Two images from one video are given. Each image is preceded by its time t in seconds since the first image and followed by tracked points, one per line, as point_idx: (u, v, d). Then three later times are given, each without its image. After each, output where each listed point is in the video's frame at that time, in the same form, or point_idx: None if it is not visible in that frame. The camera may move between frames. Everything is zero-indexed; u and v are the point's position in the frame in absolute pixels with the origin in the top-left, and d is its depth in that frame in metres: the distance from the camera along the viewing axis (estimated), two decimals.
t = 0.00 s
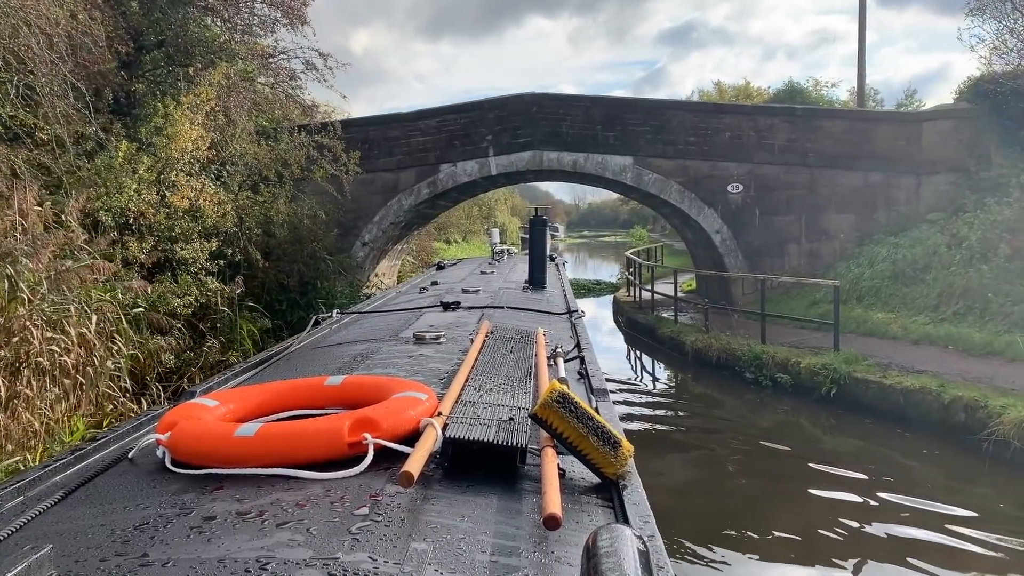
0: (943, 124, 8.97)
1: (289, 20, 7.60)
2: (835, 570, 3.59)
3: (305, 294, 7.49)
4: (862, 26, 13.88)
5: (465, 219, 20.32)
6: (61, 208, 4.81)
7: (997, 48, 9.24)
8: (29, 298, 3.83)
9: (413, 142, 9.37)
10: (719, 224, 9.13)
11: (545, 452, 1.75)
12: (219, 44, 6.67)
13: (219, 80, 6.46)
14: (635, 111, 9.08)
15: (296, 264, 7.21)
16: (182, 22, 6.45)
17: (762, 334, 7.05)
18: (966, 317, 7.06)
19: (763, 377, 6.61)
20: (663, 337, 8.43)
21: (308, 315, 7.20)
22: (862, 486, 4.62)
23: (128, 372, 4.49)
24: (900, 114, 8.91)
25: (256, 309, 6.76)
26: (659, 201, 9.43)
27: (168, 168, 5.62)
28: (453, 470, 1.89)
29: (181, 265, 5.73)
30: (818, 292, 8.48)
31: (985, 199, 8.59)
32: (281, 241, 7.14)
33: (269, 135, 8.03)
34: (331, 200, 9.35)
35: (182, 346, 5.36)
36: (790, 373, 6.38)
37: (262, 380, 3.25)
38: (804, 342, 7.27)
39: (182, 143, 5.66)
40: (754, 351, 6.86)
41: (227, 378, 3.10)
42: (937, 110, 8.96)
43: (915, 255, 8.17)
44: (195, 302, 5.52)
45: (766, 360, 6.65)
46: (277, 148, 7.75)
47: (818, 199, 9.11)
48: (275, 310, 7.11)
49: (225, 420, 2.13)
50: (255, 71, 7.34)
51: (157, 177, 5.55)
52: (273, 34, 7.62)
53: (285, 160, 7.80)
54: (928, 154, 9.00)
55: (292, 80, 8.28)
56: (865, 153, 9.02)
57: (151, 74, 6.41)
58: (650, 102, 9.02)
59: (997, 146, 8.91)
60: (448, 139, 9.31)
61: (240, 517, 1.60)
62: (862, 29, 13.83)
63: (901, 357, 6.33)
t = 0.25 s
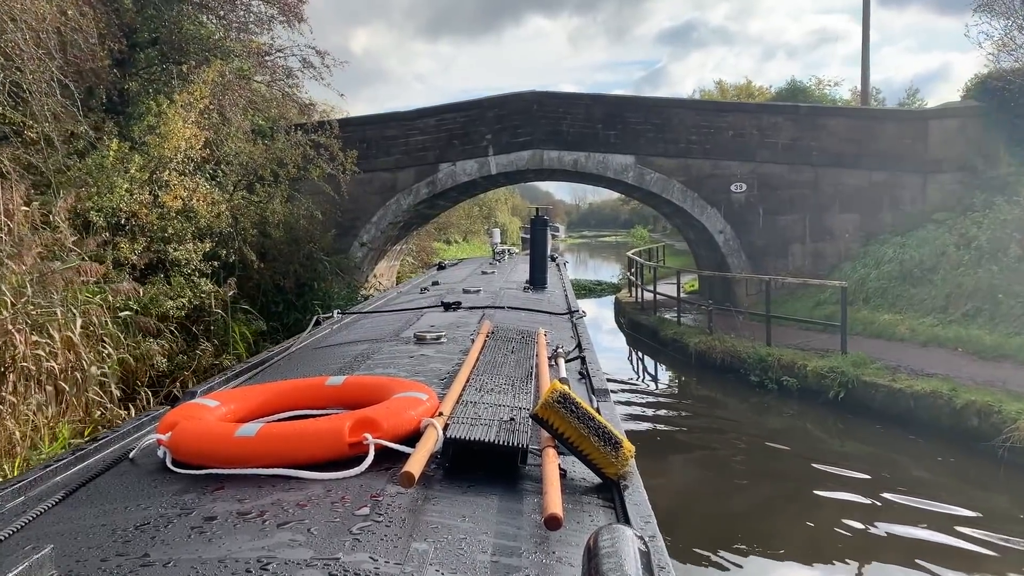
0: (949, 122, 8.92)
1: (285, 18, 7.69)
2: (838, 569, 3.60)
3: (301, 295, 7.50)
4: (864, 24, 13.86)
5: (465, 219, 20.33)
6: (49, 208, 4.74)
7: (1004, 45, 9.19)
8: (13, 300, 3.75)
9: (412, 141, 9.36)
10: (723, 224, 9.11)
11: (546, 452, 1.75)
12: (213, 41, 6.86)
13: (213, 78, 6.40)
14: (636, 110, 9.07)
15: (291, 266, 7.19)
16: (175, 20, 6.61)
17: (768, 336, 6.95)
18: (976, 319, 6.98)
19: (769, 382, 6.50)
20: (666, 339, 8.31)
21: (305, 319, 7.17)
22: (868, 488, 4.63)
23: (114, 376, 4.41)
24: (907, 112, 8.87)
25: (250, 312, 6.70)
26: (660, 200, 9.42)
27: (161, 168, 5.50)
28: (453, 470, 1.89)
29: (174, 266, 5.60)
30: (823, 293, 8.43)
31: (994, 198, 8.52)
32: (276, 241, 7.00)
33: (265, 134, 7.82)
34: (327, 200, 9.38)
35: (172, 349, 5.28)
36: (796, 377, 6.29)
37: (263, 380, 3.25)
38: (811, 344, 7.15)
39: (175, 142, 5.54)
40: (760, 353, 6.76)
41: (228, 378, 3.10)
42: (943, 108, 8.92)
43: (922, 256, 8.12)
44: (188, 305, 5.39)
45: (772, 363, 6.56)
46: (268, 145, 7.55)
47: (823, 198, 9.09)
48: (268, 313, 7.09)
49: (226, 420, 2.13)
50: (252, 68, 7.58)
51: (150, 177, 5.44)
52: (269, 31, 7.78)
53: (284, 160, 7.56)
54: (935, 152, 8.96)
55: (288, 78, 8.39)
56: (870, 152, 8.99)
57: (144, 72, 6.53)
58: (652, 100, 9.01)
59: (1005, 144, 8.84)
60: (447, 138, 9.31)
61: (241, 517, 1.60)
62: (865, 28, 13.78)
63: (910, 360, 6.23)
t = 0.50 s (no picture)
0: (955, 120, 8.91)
1: (281, 14, 7.60)
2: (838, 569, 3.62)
3: (298, 295, 7.47)
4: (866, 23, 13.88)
5: (464, 219, 20.31)
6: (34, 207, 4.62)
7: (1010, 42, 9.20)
8: None
9: (409, 139, 9.35)
10: (725, 223, 9.12)
11: (546, 452, 1.75)
12: (207, 37, 6.81)
13: (206, 75, 6.25)
14: (637, 108, 9.08)
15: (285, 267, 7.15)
16: (168, 16, 6.63)
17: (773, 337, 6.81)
18: (985, 320, 6.86)
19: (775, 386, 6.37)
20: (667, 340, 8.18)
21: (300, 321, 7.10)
22: (869, 487, 4.64)
23: (99, 381, 4.38)
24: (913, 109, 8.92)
25: (241, 314, 6.60)
26: (662, 199, 9.40)
27: (151, 166, 5.36)
28: (453, 470, 1.89)
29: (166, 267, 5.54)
30: (828, 294, 8.38)
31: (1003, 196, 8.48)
32: (269, 241, 6.96)
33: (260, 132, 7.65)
34: (323, 199, 9.28)
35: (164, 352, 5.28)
36: (802, 380, 6.19)
37: (263, 380, 3.25)
38: (816, 345, 7.02)
39: (166, 140, 5.38)
40: (766, 355, 6.64)
41: (228, 378, 3.10)
42: (951, 105, 8.90)
43: (929, 256, 8.06)
44: (180, 307, 5.35)
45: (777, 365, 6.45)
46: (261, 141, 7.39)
47: (827, 198, 9.08)
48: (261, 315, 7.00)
49: (226, 420, 2.13)
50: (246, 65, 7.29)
51: (140, 176, 5.30)
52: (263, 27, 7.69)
53: (280, 159, 7.44)
54: (941, 150, 8.94)
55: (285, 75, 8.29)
56: (877, 151, 9.00)
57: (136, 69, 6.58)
58: (653, 98, 9.01)
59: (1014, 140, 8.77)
60: (444, 137, 9.31)
61: (241, 517, 1.60)
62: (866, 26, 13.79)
63: (917, 362, 6.11)
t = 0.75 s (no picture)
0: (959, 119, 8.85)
1: (275, 11, 7.62)
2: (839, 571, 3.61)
3: (292, 297, 7.46)
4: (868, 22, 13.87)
5: (462, 220, 20.31)
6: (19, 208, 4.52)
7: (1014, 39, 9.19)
8: None
9: (406, 138, 9.36)
10: (726, 224, 9.12)
11: (545, 452, 1.75)
12: (199, 35, 6.78)
13: (197, 73, 6.10)
14: (636, 107, 9.07)
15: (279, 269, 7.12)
16: (159, 12, 6.49)
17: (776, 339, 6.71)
18: (993, 322, 6.81)
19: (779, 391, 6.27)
20: (667, 343, 8.11)
21: (295, 325, 7.10)
22: (866, 488, 4.63)
23: (85, 385, 4.30)
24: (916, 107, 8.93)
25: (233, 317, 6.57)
26: (662, 199, 9.39)
27: (141, 166, 5.32)
28: (452, 470, 1.89)
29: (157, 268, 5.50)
30: (831, 296, 8.34)
31: (1009, 196, 8.40)
32: (261, 242, 6.87)
33: (254, 132, 7.58)
34: (318, 200, 9.29)
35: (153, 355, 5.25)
36: (806, 384, 6.09)
37: (262, 380, 3.25)
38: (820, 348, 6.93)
39: (156, 139, 5.32)
40: (770, 358, 6.54)
41: (227, 378, 3.10)
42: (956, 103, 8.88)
43: (935, 256, 8.09)
44: (170, 308, 5.33)
45: (780, 369, 6.36)
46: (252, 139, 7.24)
47: (831, 198, 9.09)
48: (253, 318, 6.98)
49: (226, 420, 2.13)
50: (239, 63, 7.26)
51: (129, 176, 5.25)
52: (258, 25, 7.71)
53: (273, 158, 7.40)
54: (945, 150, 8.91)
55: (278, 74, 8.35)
56: (880, 150, 8.99)
57: (129, 69, 6.30)
58: (653, 97, 9.01)
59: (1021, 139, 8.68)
60: (442, 136, 9.30)
61: (240, 517, 1.60)
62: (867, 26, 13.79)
63: (923, 366, 6.02)
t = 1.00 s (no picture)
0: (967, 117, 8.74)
1: (270, 8, 7.63)
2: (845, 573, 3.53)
3: (288, 298, 7.40)
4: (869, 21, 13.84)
5: (462, 220, 20.30)
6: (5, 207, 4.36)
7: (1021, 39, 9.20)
8: None
9: (403, 137, 9.35)
10: (729, 224, 9.05)
11: (546, 452, 1.75)
12: (193, 31, 6.71)
13: (189, 69, 6.01)
14: (638, 105, 9.03)
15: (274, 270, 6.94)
16: (152, 9, 6.49)
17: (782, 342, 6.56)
18: (1001, 323, 6.79)
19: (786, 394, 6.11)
20: (671, 345, 7.94)
21: (291, 326, 6.99)
22: (866, 486, 4.61)
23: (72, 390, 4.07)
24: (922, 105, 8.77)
25: (225, 319, 6.37)
26: (663, 198, 9.36)
27: (132, 164, 5.20)
28: (453, 470, 1.89)
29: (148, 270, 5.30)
30: (836, 297, 8.27)
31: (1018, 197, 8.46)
32: (254, 242, 6.68)
33: (249, 130, 7.55)
34: (314, 200, 9.36)
35: (145, 359, 4.99)
36: (813, 388, 5.92)
37: (262, 380, 3.25)
38: (825, 352, 6.84)
39: (147, 137, 5.21)
40: (774, 361, 6.39)
41: (227, 378, 3.10)
42: (963, 101, 8.79)
43: (944, 257, 8.08)
44: (163, 310, 5.12)
45: (786, 372, 6.18)
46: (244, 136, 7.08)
47: (836, 197, 9.00)
48: (244, 320, 6.82)
49: (226, 420, 2.13)
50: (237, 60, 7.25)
51: (118, 175, 5.13)
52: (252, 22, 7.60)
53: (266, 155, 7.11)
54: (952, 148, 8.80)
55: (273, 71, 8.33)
56: (886, 149, 8.89)
57: (119, 68, 6.41)
58: (654, 96, 8.98)
59: None
60: (440, 135, 9.30)
61: (240, 517, 1.60)
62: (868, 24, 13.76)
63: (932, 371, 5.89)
